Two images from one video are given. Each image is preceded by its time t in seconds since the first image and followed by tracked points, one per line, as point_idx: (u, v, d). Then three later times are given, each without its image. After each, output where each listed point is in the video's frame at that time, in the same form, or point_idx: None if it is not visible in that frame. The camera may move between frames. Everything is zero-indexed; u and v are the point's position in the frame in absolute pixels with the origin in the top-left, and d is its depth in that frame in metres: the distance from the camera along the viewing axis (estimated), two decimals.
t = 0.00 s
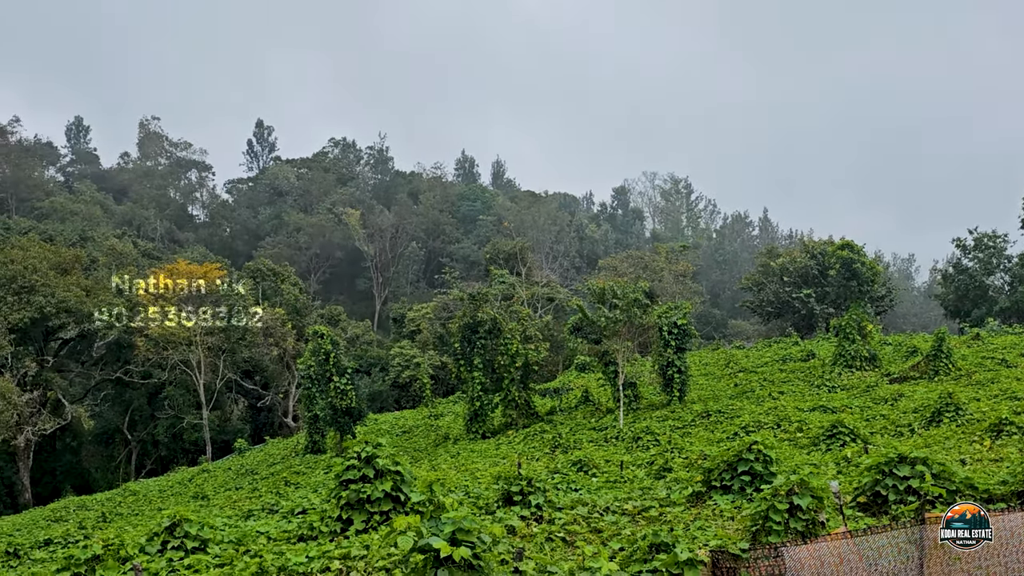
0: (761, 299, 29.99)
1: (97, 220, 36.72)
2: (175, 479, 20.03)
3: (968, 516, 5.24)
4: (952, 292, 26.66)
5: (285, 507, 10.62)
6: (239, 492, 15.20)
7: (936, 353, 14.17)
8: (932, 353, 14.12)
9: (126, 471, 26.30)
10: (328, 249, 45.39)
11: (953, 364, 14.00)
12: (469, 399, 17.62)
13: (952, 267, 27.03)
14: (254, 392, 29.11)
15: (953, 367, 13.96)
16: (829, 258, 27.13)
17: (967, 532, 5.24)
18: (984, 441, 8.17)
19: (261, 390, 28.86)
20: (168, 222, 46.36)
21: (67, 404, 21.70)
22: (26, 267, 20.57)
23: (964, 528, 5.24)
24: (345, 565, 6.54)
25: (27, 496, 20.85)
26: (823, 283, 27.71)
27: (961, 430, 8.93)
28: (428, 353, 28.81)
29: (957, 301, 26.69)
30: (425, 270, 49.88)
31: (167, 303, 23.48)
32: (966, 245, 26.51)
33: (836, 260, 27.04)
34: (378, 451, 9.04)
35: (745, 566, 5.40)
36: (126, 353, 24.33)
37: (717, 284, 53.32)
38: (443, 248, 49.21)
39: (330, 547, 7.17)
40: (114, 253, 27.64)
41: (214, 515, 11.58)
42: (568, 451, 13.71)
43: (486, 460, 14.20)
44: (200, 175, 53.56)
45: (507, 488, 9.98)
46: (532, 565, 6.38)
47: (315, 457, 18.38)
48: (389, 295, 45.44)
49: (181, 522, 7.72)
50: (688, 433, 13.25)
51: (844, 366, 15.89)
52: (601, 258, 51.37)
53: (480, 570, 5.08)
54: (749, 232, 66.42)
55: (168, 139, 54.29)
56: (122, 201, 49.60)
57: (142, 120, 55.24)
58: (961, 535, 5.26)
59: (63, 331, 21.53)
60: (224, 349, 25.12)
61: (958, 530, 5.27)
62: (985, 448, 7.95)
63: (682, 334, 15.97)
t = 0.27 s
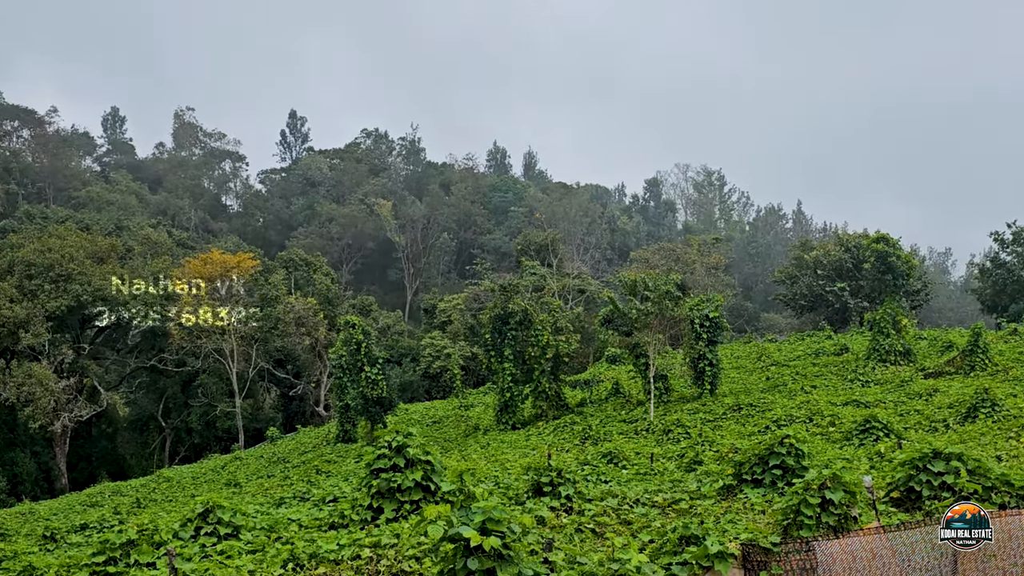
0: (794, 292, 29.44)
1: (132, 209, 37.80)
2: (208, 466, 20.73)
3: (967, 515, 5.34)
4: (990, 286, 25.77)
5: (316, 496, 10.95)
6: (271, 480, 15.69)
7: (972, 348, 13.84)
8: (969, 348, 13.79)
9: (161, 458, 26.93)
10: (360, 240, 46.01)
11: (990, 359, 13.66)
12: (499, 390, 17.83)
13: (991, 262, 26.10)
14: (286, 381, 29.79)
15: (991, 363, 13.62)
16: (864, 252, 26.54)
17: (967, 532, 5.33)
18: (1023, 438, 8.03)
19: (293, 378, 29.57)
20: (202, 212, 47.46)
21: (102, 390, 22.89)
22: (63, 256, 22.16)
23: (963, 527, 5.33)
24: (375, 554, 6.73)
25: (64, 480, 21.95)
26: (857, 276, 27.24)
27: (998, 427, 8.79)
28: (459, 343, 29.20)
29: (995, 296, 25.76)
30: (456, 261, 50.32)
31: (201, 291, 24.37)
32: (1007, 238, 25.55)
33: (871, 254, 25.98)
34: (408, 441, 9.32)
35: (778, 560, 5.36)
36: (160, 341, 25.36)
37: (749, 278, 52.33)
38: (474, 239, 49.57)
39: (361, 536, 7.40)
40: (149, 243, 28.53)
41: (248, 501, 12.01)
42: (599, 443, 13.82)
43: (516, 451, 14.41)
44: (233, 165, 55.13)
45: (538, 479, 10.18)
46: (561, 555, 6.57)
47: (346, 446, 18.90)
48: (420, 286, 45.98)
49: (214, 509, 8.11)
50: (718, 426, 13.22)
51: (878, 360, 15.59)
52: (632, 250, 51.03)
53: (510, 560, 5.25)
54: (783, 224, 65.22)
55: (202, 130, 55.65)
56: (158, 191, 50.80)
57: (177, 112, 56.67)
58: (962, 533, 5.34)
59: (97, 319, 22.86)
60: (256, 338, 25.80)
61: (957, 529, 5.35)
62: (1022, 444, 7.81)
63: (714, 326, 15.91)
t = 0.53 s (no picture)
0: (826, 288, 28.86)
1: (165, 201, 38.91)
2: (240, 456, 21.34)
3: (969, 515, 5.28)
4: None
5: (345, 487, 11.26)
6: (302, 471, 16.17)
7: (1009, 346, 13.50)
8: (1005, 346, 13.47)
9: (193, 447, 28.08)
10: (391, 233, 46.56)
11: None
12: (529, 384, 17.98)
13: None
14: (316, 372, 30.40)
15: None
16: (898, 248, 25.92)
17: (967, 532, 5.29)
18: None
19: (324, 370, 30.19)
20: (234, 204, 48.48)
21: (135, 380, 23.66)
22: (99, 247, 22.84)
23: (964, 528, 5.30)
24: (404, 545, 6.99)
25: (98, 468, 23.05)
26: (891, 273, 26.69)
27: None
28: (488, 337, 29.46)
29: None
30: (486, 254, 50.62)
31: (235, 284, 25.22)
32: None
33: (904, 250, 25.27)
34: (438, 433, 9.56)
35: (808, 557, 5.41)
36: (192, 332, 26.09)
37: (781, 273, 51.41)
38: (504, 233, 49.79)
39: (390, 527, 7.65)
40: (182, 234, 29.38)
41: (280, 491, 12.40)
42: (628, 438, 13.90)
43: (545, 445, 14.59)
44: (265, 158, 56.05)
45: (567, 474, 10.33)
46: (590, 549, 6.70)
47: (377, 438, 19.32)
48: (450, 279, 46.39)
49: (245, 498, 8.44)
50: (748, 423, 13.16)
51: (911, 358, 15.28)
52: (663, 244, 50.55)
53: (539, 553, 5.17)
54: (816, 220, 64.09)
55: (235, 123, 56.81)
56: (192, 182, 51.94)
57: (211, 105, 57.96)
58: (962, 533, 5.29)
59: (133, 311, 23.48)
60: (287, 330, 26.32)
61: (959, 529, 5.29)
62: None
63: (745, 322, 15.82)
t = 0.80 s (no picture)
0: (858, 286, 28.18)
1: (196, 194, 40.00)
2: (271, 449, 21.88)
3: (967, 515, 5.36)
4: None
5: (374, 481, 11.55)
6: (330, 464, 16.57)
7: None
8: None
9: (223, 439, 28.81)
10: (420, 227, 47.01)
11: None
12: (557, 380, 18.12)
13: None
14: (345, 366, 30.93)
15: None
16: (932, 246, 25.26)
17: (966, 532, 5.33)
18: None
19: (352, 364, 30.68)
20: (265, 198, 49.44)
21: (167, 372, 24.27)
22: (131, 240, 23.72)
23: (963, 528, 5.35)
24: (433, 540, 7.20)
25: (128, 459, 23.54)
26: (925, 271, 26.01)
27: None
28: (517, 333, 29.57)
29: None
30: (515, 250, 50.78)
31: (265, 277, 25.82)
32: None
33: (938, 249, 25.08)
34: (466, 428, 9.77)
35: (839, 558, 5.40)
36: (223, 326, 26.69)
37: (812, 271, 50.36)
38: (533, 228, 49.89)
39: (419, 521, 7.88)
40: (214, 228, 30.26)
41: (309, 484, 12.76)
42: (656, 435, 13.92)
43: (573, 441, 14.73)
44: (296, 152, 57.15)
45: (595, 470, 10.46)
46: (619, 546, 6.88)
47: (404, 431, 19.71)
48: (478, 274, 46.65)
49: (274, 491, 8.72)
50: (778, 421, 13.07)
51: (945, 358, 14.91)
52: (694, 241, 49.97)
53: (567, 551, 5.22)
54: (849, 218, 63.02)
55: (266, 118, 58.00)
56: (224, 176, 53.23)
57: (243, 99, 59.27)
58: (961, 533, 5.33)
59: (164, 302, 24.24)
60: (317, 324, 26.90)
61: (957, 529, 5.34)
62: None
63: (775, 320, 15.67)
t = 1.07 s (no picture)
0: (889, 285, 27.62)
1: (227, 188, 41.18)
2: (300, 442, 22.44)
3: (970, 516, 5.48)
4: None
5: (401, 475, 11.85)
6: (358, 458, 16.99)
7: None
8: None
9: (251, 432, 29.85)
10: (448, 223, 47.38)
11: None
12: (584, 377, 18.16)
13: None
14: (372, 361, 31.44)
15: None
16: (966, 245, 24.80)
17: (967, 532, 5.39)
18: None
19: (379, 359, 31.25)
20: (294, 193, 50.30)
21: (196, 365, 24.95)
22: (162, 234, 24.64)
23: (964, 528, 5.41)
24: (461, 534, 7.42)
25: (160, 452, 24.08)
26: (958, 270, 25.54)
27: None
28: (545, 329, 29.70)
29: None
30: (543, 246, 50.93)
31: (295, 271, 26.39)
32: None
33: (973, 247, 24.33)
34: (494, 423, 10.03)
35: (870, 558, 5.45)
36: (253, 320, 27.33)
37: (842, 269, 49.36)
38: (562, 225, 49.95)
39: (447, 516, 8.12)
40: (244, 223, 31.07)
41: (339, 477, 13.12)
42: (684, 433, 13.95)
43: (600, 438, 14.83)
44: (324, 148, 58.15)
45: (623, 467, 10.58)
46: (648, 543, 7.01)
47: (432, 426, 20.12)
48: (506, 270, 46.86)
49: (304, 484, 9.12)
50: (807, 420, 12.98)
51: (977, 358, 14.65)
52: (724, 239, 49.40)
53: (597, 547, 5.38)
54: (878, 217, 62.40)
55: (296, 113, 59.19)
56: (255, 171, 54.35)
57: (274, 94, 60.46)
58: (962, 534, 5.42)
59: (195, 294, 24.90)
60: (345, 318, 27.52)
61: (957, 530, 5.45)
62: None
63: (805, 319, 15.54)
